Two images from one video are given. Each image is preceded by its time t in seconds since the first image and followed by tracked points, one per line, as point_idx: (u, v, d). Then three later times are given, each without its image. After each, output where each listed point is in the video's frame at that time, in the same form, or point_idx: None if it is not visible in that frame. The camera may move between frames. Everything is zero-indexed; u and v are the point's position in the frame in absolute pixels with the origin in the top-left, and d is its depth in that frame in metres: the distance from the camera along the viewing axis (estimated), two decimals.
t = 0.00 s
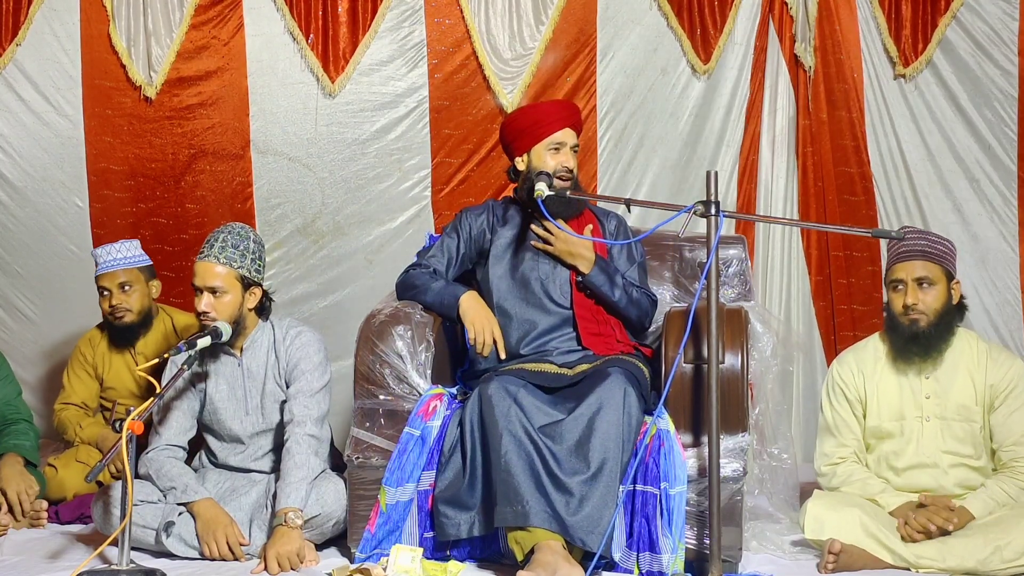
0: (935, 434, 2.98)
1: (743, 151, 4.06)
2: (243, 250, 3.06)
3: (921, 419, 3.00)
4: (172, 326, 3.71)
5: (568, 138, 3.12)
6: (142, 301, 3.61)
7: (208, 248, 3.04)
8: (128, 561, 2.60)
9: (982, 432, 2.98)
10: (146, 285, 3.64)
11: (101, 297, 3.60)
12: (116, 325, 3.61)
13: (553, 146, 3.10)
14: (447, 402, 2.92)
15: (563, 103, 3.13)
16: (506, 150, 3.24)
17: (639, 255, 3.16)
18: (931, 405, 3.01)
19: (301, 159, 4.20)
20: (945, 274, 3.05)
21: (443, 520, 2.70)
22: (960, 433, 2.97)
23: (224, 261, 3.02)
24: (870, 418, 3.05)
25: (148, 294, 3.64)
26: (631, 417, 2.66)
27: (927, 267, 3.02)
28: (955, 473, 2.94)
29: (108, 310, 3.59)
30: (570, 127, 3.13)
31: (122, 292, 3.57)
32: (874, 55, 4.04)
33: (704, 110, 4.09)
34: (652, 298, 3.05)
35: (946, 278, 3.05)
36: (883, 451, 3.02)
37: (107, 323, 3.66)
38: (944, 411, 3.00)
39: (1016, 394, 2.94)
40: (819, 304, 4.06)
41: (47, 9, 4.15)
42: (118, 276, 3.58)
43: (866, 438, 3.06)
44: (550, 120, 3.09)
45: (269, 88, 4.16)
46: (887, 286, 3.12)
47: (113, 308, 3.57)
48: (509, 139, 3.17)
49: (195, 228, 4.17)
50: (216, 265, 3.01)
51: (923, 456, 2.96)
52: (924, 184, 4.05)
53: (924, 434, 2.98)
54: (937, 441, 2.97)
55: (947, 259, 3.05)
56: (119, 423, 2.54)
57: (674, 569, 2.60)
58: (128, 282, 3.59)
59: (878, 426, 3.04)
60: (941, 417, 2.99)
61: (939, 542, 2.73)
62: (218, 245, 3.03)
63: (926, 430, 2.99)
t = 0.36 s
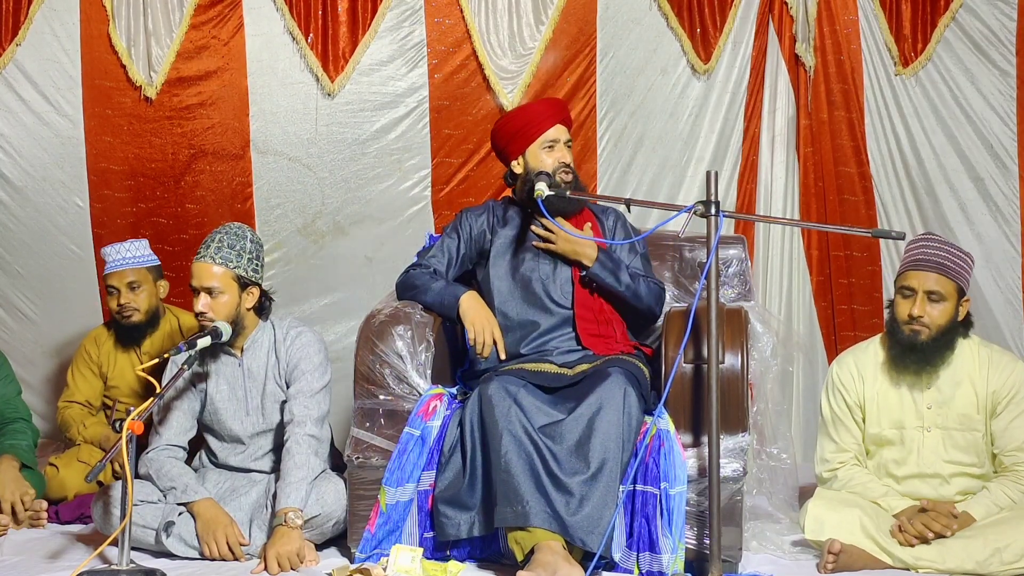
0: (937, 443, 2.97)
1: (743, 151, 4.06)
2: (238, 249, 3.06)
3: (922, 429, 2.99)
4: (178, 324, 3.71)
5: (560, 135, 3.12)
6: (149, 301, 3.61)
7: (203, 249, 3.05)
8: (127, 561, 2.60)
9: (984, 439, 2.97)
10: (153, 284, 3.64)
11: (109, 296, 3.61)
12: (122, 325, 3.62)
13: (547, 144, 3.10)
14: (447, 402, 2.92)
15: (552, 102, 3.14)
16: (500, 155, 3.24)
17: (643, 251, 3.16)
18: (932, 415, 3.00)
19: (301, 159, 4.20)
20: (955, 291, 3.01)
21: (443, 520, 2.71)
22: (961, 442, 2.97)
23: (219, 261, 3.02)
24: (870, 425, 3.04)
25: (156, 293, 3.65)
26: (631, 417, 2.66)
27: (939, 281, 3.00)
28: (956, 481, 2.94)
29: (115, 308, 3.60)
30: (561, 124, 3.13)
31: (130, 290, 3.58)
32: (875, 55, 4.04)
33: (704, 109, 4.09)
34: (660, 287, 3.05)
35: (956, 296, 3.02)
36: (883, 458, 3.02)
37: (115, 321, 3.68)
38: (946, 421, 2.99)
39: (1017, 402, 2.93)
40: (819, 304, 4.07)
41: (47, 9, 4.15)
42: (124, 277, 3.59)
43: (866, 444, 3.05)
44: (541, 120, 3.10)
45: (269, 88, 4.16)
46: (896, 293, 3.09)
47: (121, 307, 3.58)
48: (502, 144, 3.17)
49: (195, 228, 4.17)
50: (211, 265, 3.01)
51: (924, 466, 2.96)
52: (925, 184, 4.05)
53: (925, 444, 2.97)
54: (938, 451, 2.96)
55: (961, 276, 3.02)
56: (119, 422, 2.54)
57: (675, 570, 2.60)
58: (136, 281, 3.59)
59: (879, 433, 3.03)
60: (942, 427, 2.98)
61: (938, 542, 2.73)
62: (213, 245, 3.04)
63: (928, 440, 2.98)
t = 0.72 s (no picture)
0: (937, 445, 2.97)
1: (744, 151, 4.06)
2: (207, 254, 3.03)
3: (922, 431, 2.99)
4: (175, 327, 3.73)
5: (552, 138, 3.11)
6: (151, 299, 3.61)
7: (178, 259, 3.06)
8: (127, 561, 2.60)
9: (984, 440, 2.97)
10: (153, 282, 3.63)
11: (110, 296, 3.57)
12: (129, 323, 3.60)
13: (541, 149, 3.10)
14: (447, 401, 2.92)
15: (539, 105, 3.14)
16: (494, 166, 3.24)
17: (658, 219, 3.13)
18: (932, 416, 2.99)
19: (301, 159, 4.20)
20: (965, 295, 2.99)
21: (443, 520, 2.71)
22: (961, 444, 2.96)
23: (189, 267, 3.00)
24: (870, 426, 3.03)
25: (155, 292, 3.64)
26: (631, 417, 2.66)
27: (951, 283, 2.97)
28: (956, 483, 2.95)
29: (119, 308, 3.57)
30: (551, 127, 3.13)
31: (132, 289, 3.56)
32: (875, 55, 4.04)
33: (704, 109, 4.09)
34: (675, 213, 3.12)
35: (966, 300, 2.99)
36: (883, 459, 3.02)
37: (115, 320, 3.66)
38: (946, 423, 2.98)
39: (1017, 402, 2.93)
40: (819, 304, 4.07)
41: (47, 9, 4.15)
42: (127, 275, 3.56)
43: (866, 446, 3.05)
44: (530, 125, 3.10)
45: (269, 88, 4.16)
46: (905, 288, 3.06)
47: (126, 306, 3.56)
48: (494, 153, 3.17)
49: (195, 228, 4.18)
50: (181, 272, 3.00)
51: (924, 468, 2.96)
52: (925, 184, 4.05)
53: (925, 446, 2.97)
54: (938, 454, 2.96)
55: (972, 282, 3.00)
56: (119, 422, 2.54)
57: (675, 570, 2.61)
58: (138, 280, 3.58)
59: (878, 435, 3.02)
60: (943, 429, 2.98)
61: (938, 543, 2.73)
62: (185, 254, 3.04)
63: (928, 442, 2.97)
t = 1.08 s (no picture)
0: (937, 436, 2.98)
1: (744, 151, 4.06)
2: (204, 252, 3.03)
3: (921, 422, 2.99)
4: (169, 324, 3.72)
5: (545, 142, 3.11)
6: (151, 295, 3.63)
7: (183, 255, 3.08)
8: (127, 561, 2.59)
9: (983, 434, 2.97)
10: (147, 278, 3.65)
11: (112, 299, 3.55)
12: (137, 321, 3.60)
13: (533, 152, 3.09)
14: (447, 402, 2.92)
15: (537, 107, 3.13)
16: (487, 163, 3.24)
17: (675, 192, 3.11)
18: (932, 409, 3.00)
19: (301, 159, 4.20)
20: (968, 287, 3.00)
21: (443, 520, 2.71)
22: (961, 437, 2.97)
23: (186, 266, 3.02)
24: (871, 420, 3.03)
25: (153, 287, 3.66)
26: (631, 417, 2.66)
27: (954, 274, 2.97)
28: (955, 476, 2.95)
29: (125, 309, 3.56)
30: (545, 131, 3.12)
31: (135, 287, 3.57)
32: (874, 56, 4.04)
33: (704, 110, 4.09)
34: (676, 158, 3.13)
35: (968, 291, 3.00)
36: (883, 453, 3.02)
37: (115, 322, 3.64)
38: (946, 415, 2.99)
39: (1016, 398, 2.93)
40: (819, 304, 4.07)
41: (47, 9, 4.15)
42: (129, 273, 3.57)
43: (866, 438, 3.04)
44: (525, 129, 3.10)
45: (269, 88, 4.17)
46: (909, 279, 3.06)
47: (132, 305, 3.56)
48: (487, 152, 3.16)
49: (195, 228, 4.17)
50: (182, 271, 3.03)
51: (923, 460, 2.96)
52: (925, 184, 4.05)
53: (925, 438, 2.98)
54: (938, 446, 2.97)
55: (974, 275, 3.01)
56: (119, 422, 2.54)
57: (675, 569, 2.61)
58: (138, 277, 3.59)
59: (879, 427, 3.02)
60: (943, 421, 2.98)
61: (939, 542, 2.73)
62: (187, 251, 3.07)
63: (927, 433, 2.98)
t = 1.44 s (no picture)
0: (938, 430, 2.98)
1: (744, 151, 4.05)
2: (223, 242, 3.12)
3: (923, 415, 3.00)
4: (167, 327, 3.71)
5: (537, 132, 3.11)
6: (150, 295, 3.64)
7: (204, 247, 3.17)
8: (127, 561, 2.59)
9: (983, 431, 2.97)
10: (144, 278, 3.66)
11: (111, 299, 3.56)
12: (136, 322, 3.60)
13: (527, 142, 3.10)
14: (447, 402, 2.92)
15: (527, 100, 3.14)
16: (484, 163, 3.24)
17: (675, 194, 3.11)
18: (933, 402, 3.00)
19: (301, 159, 4.20)
20: (981, 287, 3.01)
21: (443, 520, 2.71)
22: (962, 432, 2.97)
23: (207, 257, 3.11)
24: (872, 412, 3.04)
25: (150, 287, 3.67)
26: (631, 417, 2.66)
27: (969, 271, 2.99)
28: (954, 470, 2.94)
29: (123, 309, 3.56)
30: (537, 122, 3.13)
31: (132, 287, 3.57)
32: (874, 56, 4.04)
33: (704, 110, 4.09)
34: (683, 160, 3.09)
35: (980, 291, 3.02)
36: (883, 447, 3.01)
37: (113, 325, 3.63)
38: (947, 410, 2.99)
39: (1017, 397, 2.93)
40: (819, 304, 4.07)
41: (47, 9, 4.15)
42: (128, 273, 3.58)
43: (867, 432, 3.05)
44: (515, 120, 3.11)
45: (269, 89, 4.17)
46: (924, 273, 3.07)
47: (131, 305, 3.57)
48: (484, 151, 3.16)
49: (195, 228, 4.18)
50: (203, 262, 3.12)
51: (923, 453, 2.96)
52: (924, 184, 4.05)
53: (926, 431, 2.98)
54: (938, 439, 2.97)
55: (988, 277, 3.03)
56: (119, 423, 2.54)
57: (675, 569, 2.61)
58: (136, 278, 3.60)
59: (880, 419, 3.03)
60: (944, 416, 2.99)
61: (939, 542, 2.73)
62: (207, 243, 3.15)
63: (927, 427, 2.98)
